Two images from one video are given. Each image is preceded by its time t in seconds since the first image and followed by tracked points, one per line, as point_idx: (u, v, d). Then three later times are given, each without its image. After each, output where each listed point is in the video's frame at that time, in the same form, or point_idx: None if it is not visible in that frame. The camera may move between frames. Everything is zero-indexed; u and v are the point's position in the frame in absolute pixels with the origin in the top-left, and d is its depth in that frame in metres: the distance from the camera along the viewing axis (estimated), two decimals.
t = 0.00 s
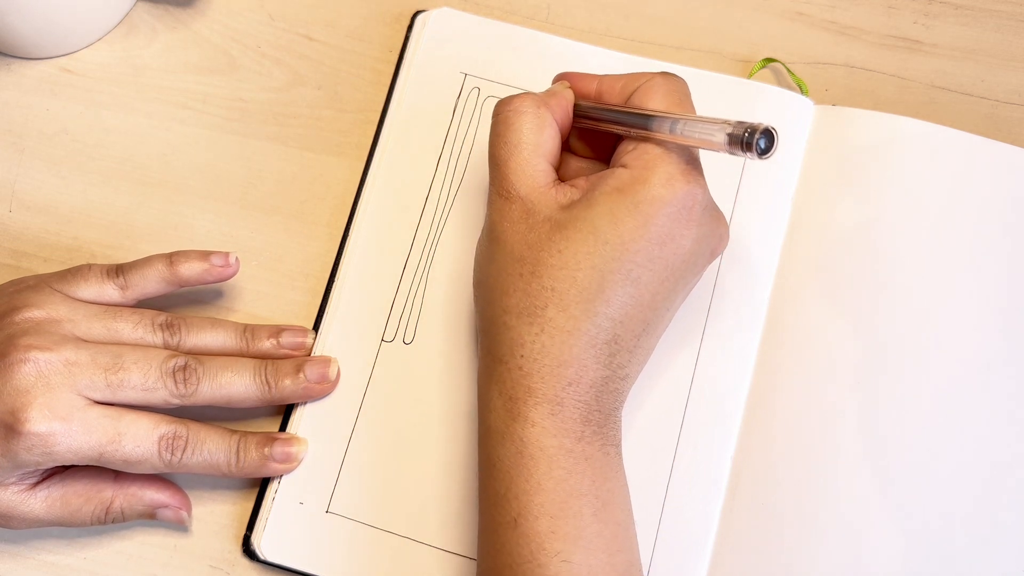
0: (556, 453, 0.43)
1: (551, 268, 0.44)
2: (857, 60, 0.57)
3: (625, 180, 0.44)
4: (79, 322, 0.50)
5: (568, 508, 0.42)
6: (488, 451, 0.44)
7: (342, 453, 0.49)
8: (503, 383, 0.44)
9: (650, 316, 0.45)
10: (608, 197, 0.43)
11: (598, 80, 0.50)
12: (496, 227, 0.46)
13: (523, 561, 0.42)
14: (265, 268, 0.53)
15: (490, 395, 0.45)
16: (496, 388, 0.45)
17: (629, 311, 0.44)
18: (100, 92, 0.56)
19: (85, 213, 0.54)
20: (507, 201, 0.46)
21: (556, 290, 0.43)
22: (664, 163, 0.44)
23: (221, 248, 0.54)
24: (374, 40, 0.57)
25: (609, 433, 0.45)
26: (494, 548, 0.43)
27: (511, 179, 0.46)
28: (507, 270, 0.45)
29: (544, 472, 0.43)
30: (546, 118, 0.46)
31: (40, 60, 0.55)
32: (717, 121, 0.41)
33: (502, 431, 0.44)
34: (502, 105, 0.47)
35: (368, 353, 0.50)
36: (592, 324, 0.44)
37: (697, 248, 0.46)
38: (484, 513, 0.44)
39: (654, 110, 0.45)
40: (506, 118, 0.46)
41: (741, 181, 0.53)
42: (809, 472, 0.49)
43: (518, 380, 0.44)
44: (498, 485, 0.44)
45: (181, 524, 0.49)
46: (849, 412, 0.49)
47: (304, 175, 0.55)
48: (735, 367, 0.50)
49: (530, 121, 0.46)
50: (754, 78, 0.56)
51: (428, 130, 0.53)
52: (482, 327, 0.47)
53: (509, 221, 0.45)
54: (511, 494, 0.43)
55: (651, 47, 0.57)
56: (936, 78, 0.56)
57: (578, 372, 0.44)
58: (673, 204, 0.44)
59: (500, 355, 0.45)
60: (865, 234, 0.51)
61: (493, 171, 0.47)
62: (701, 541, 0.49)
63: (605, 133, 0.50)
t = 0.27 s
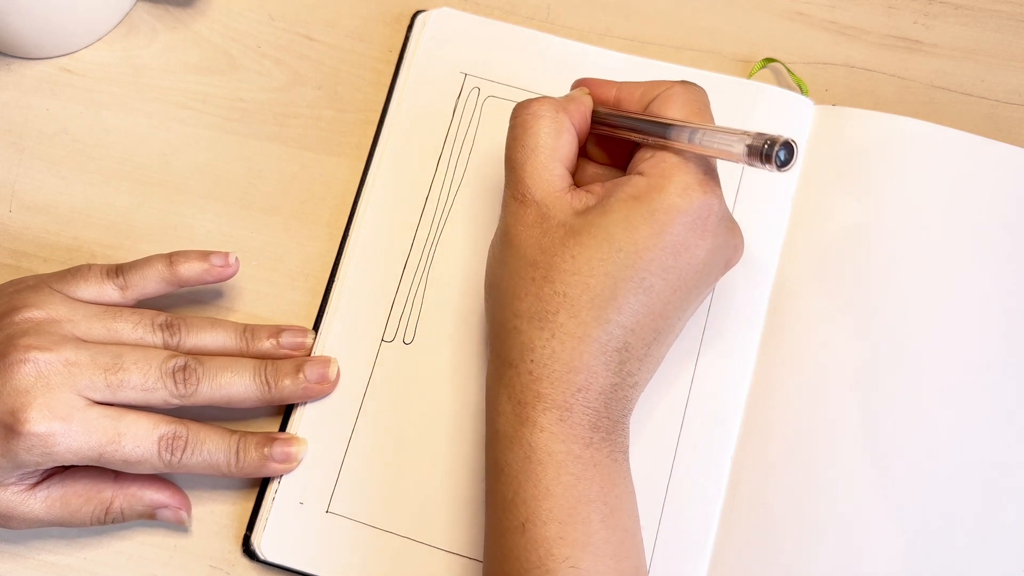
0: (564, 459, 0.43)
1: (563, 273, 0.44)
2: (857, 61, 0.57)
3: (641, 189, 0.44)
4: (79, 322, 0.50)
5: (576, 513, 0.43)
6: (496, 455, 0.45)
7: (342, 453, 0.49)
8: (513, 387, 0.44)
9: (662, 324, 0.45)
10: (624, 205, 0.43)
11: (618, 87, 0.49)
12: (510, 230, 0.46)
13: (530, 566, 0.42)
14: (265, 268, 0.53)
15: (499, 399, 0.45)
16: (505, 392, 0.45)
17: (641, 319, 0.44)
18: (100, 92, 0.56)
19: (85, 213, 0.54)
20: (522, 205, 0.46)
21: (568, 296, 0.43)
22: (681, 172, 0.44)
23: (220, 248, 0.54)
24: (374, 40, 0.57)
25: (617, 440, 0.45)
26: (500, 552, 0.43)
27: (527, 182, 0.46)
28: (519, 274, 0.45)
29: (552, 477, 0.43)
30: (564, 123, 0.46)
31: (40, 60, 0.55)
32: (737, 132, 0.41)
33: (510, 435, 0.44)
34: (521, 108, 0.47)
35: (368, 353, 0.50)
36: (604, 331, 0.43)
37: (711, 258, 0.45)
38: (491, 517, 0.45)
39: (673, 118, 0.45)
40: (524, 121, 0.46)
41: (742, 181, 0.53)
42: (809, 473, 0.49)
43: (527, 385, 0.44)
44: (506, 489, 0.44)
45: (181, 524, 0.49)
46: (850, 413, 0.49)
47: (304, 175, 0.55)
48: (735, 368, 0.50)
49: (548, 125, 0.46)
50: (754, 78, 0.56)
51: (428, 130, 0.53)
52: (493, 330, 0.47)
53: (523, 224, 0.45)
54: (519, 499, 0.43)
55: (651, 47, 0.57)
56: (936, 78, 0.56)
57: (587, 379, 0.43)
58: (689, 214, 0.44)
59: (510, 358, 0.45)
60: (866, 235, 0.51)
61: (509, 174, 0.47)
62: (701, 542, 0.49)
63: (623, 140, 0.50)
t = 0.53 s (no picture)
0: (568, 462, 0.43)
1: (573, 277, 0.44)
2: (856, 61, 0.57)
3: (655, 196, 0.44)
4: (79, 322, 0.50)
5: (579, 517, 0.43)
6: (500, 456, 0.45)
7: (342, 453, 0.49)
8: (518, 389, 0.45)
9: (670, 333, 0.45)
10: (637, 212, 0.43)
11: (637, 93, 0.49)
12: (523, 231, 0.46)
13: (532, 568, 0.42)
14: (265, 268, 0.53)
15: (504, 401, 0.45)
16: (511, 393, 0.45)
17: (649, 327, 0.44)
18: (101, 92, 0.56)
19: (85, 213, 0.54)
20: (535, 206, 0.46)
21: (576, 300, 0.43)
22: (696, 183, 0.44)
23: (220, 248, 0.54)
24: (374, 40, 0.57)
25: (621, 444, 0.45)
26: (501, 554, 0.43)
27: (542, 184, 0.46)
28: (529, 275, 0.45)
29: (556, 480, 0.43)
30: (582, 126, 0.46)
31: (40, 61, 0.55)
32: (756, 143, 0.40)
33: (515, 437, 0.44)
34: (540, 109, 0.47)
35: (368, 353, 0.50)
36: (612, 337, 0.43)
37: (722, 269, 0.45)
38: (493, 518, 0.45)
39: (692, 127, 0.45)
40: (543, 122, 0.46)
41: (743, 181, 0.52)
42: (810, 473, 0.49)
43: (533, 387, 0.44)
44: (510, 491, 0.44)
45: (181, 524, 0.49)
46: (851, 413, 0.49)
47: (304, 175, 0.55)
48: (735, 368, 0.50)
49: (565, 128, 0.46)
50: (754, 78, 0.56)
51: (429, 130, 0.53)
52: (501, 330, 0.47)
53: (536, 226, 0.46)
54: (523, 501, 0.43)
55: (651, 47, 0.57)
56: (936, 78, 0.56)
57: (593, 384, 0.44)
58: (702, 223, 0.43)
59: (516, 360, 0.45)
60: (866, 235, 0.51)
61: (524, 174, 0.47)
62: (701, 541, 0.49)
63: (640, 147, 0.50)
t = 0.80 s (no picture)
0: (568, 464, 0.43)
1: (579, 280, 0.44)
2: (857, 61, 0.57)
3: (664, 203, 0.44)
4: (79, 322, 0.50)
5: (578, 519, 0.43)
6: (500, 457, 0.45)
7: (342, 453, 0.49)
8: (520, 391, 0.45)
9: (673, 340, 0.45)
10: (645, 218, 0.43)
11: (650, 100, 0.49)
12: (530, 231, 0.46)
13: (530, 570, 0.42)
14: (265, 268, 0.53)
15: (506, 402, 0.45)
16: (512, 395, 0.45)
17: (653, 333, 0.44)
18: (101, 92, 0.56)
19: (85, 213, 0.54)
20: (544, 207, 0.46)
21: (581, 304, 0.43)
22: (709, 191, 0.44)
23: (220, 248, 0.54)
24: (374, 40, 0.57)
25: (621, 447, 0.45)
26: (499, 555, 0.43)
27: (551, 184, 0.46)
28: (535, 276, 0.45)
29: (555, 482, 0.43)
30: (594, 129, 0.46)
31: (40, 61, 0.55)
32: (767, 154, 0.41)
33: (515, 438, 0.44)
34: (554, 109, 0.47)
35: (368, 354, 0.50)
36: (615, 341, 0.43)
37: (728, 279, 0.45)
38: (491, 518, 0.45)
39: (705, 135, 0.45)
40: (556, 122, 0.46)
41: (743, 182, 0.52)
42: (810, 473, 0.49)
43: (535, 389, 0.44)
44: (510, 492, 0.44)
45: (180, 524, 0.49)
46: (851, 414, 0.49)
47: (304, 175, 0.55)
48: (735, 368, 0.50)
49: (578, 129, 0.46)
50: (754, 79, 0.56)
51: (429, 131, 0.53)
52: (504, 330, 0.47)
53: (543, 226, 0.45)
54: (522, 502, 0.43)
55: (651, 48, 0.57)
56: (936, 78, 0.56)
57: (594, 388, 0.43)
58: (710, 232, 0.44)
59: (518, 361, 0.45)
60: (867, 235, 0.51)
61: (534, 173, 0.47)
62: (701, 542, 0.49)
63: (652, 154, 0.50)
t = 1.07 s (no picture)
0: (567, 466, 0.43)
1: (578, 284, 0.44)
2: (857, 61, 0.57)
3: (664, 208, 0.44)
4: (79, 322, 0.50)
5: (577, 520, 0.43)
6: (499, 458, 0.45)
7: (342, 453, 0.49)
8: (519, 393, 0.45)
9: (673, 344, 0.45)
10: (645, 222, 0.43)
11: (652, 105, 0.49)
12: (530, 233, 0.46)
13: (529, 570, 0.42)
14: (265, 268, 0.53)
15: (505, 404, 0.45)
16: (512, 397, 0.45)
17: (652, 337, 0.44)
18: (101, 92, 0.56)
19: (84, 213, 0.54)
20: (544, 208, 0.46)
21: (580, 307, 0.43)
22: (709, 197, 0.44)
23: (221, 248, 0.54)
24: (374, 40, 0.57)
25: (620, 449, 0.45)
26: (498, 556, 0.43)
27: (551, 186, 0.45)
28: (535, 279, 0.45)
29: (555, 484, 0.43)
30: (595, 131, 0.46)
31: (40, 61, 0.55)
32: (767, 158, 0.40)
33: (514, 439, 0.44)
34: (554, 110, 0.47)
35: (368, 353, 0.50)
36: (615, 345, 0.44)
37: (728, 284, 0.45)
38: (491, 520, 0.45)
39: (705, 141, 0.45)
40: (555, 124, 0.46)
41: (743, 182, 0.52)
42: (810, 473, 0.49)
43: (534, 391, 0.44)
44: (509, 494, 0.44)
45: (180, 525, 0.49)
46: (850, 414, 0.49)
47: (304, 175, 0.55)
48: (735, 368, 0.50)
49: (578, 131, 0.45)
50: (754, 78, 0.56)
51: (429, 131, 0.53)
52: (503, 332, 0.47)
53: (543, 229, 0.45)
54: (522, 503, 0.43)
55: (651, 48, 0.57)
56: (936, 78, 0.56)
57: (594, 391, 0.44)
58: (710, 237, 0.44)
59: (518, 364, 0.45)
60: (866, 235, 0.51)
61: (533, 175, 0.47)
62: (701, 541, 0.49)
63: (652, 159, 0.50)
